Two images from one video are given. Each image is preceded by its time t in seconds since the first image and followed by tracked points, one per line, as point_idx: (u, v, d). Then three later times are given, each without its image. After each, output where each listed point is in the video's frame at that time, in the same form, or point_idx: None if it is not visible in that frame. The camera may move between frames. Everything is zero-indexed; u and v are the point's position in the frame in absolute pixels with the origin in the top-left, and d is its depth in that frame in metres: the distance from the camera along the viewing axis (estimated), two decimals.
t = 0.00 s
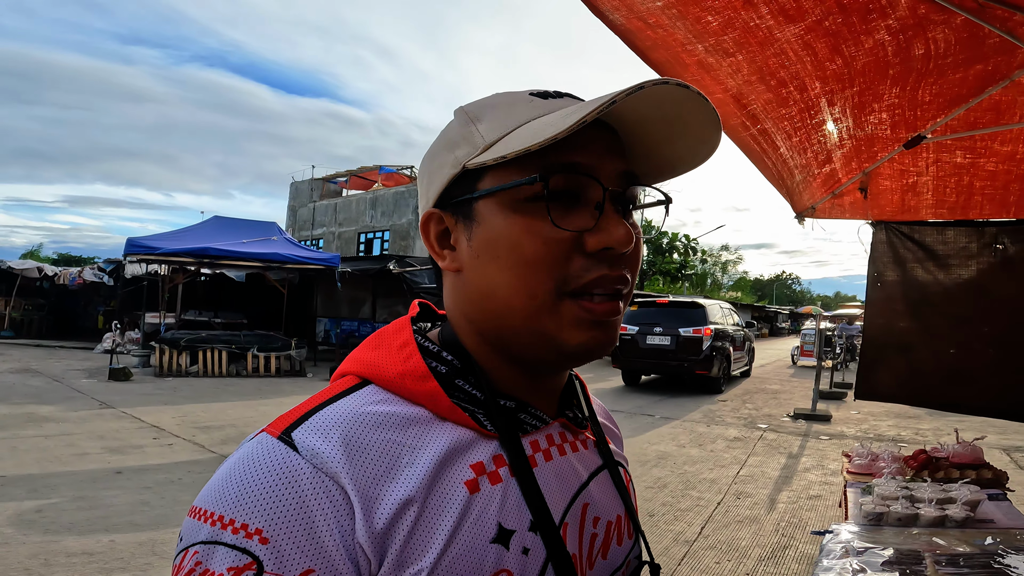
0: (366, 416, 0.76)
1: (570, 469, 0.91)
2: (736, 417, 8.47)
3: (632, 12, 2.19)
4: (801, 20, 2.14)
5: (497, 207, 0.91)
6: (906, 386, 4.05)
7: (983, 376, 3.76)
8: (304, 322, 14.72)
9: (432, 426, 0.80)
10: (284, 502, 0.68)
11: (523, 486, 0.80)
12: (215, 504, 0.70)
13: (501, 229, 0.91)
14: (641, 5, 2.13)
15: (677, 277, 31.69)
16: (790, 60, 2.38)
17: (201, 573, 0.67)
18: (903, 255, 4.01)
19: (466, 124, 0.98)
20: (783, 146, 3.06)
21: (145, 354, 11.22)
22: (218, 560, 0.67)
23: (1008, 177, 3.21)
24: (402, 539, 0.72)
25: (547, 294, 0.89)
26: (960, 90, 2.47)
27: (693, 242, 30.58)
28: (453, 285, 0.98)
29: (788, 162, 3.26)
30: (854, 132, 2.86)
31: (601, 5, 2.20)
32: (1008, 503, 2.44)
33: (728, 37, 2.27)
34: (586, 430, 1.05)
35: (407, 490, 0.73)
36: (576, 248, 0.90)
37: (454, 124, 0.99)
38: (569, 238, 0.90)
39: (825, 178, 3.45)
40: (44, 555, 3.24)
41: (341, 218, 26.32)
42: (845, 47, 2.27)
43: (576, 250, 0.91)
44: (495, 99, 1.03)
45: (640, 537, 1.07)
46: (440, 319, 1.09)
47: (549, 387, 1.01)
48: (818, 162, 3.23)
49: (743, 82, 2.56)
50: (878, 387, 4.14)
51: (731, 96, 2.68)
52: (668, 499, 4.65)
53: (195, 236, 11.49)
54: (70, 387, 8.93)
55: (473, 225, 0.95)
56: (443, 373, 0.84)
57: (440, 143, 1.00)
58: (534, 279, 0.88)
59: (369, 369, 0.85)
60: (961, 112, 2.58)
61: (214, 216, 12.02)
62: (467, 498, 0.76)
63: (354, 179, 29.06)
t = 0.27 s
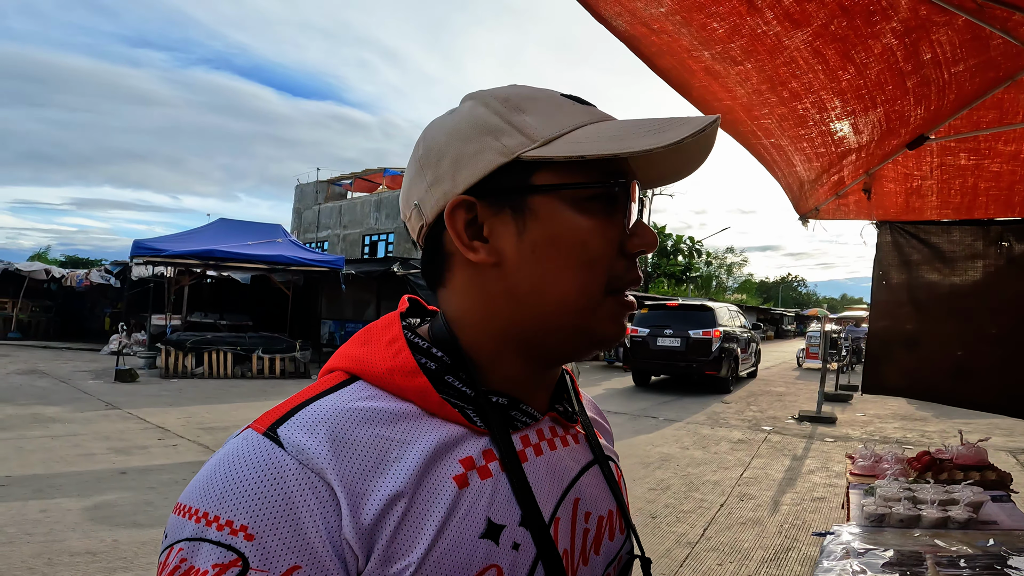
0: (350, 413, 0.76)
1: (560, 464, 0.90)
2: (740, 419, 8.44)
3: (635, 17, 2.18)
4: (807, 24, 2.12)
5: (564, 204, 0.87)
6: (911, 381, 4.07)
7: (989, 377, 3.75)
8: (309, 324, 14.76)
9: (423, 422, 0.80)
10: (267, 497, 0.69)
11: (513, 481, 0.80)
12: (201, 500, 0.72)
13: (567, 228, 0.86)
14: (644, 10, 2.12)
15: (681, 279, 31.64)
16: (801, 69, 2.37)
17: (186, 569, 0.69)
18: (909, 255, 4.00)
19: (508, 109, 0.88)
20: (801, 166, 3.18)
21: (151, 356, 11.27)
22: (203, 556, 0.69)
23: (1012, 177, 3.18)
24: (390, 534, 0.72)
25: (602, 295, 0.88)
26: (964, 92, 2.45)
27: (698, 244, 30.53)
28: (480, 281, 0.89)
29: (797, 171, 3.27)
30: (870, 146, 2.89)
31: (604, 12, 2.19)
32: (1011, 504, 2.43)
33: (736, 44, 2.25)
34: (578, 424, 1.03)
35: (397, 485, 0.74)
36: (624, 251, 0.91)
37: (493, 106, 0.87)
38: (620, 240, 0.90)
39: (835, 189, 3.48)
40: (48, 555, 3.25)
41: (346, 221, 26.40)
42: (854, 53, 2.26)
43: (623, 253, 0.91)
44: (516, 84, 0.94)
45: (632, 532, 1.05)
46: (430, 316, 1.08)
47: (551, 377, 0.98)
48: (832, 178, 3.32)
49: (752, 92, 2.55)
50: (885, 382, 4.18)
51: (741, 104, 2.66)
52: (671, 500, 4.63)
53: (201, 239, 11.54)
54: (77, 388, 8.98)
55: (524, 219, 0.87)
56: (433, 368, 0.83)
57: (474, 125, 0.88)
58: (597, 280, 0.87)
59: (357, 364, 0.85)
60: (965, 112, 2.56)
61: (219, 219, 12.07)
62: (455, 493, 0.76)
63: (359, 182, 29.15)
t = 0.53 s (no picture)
0: (328, 413, 0.77)
1: (541, 461, 0.91)
2: (749, 423, 8.39)
3: (632, 23, 2.18)
4: (806, 26, 2.11)
5: (556, 202, 0.87)
6: (920, 374, 4.05)
7: (1003, 380, 3.70)
8: (318, 327, 14.83)
9: (405, 420, 0.81)
10: (246, 497, 0.69)
11: (495, 478, 0.81)
12: (176, 501, 0.71)
13: (559, 224, 0.87)
14: (641, 15, 2.11)
15: (690, 283, 31.52)
16: (803, 72, 2.36)
17: (163, 570, 0.68)
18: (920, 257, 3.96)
19: (500, 106, 0.88)
20: (810, 172, 3.18)
21: (162, 358, 11.37)
22: (179, 558, 0.68)
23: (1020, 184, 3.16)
24: (371, 533, 0.72)
25: (592, 292, 0.89)
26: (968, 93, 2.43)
27: (707, 248, 30.43)
28: (469, 277, 0.89)
29: (804, 176, 3.25)
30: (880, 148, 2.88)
31: (601, 18, 2.19)
32: (1018, 508, 2.40)
33: (736, 48, 2.24)
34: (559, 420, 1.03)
35: (379, 483, 0.74)
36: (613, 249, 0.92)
37: (485, 103, 0.88)
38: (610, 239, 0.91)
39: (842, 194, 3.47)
40: (55, 554, 3.29)
41: (355, 224, 26.54)
42: (855, 55, 2.24)
43: (611, 251, 0.92)
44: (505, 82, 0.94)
45: (614, 528, 1.05)
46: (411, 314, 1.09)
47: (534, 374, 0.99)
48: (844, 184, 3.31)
49: (755, 97, 2.54)
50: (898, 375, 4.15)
51: (744, 110, 2.65)
52: (676, 504, 4.61)
53: (211, 242, 11.64)
54: (89, 390, 9.07)
55: (516, 215, 0.88)
56: (413, 368, 0.84)
57: (467, 121, 0.87)
58: (589, 279, 0.88)
59: (337, 363, 0.85)
60: (971, 113, 2.54)
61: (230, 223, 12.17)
62: (438, 490, 0.77)
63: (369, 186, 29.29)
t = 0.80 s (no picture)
0: (316, 415, 0.78)
1: (531, 464, 0.92)
2: (765, 430, 8.30)
3: (635, 24, 2.20)
4: (810, 26, 2.10)
5: (549, 204, 0.90)
6: (948, 374, 3.95)
7: None
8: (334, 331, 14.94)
9: (394, 422, 0.82)
10: (235, 501, 0.70)
11: (486, 478, 0.82)
12: (165, 506, 0.71)
13: (551, 227, 0.90)
14: (643, 17, 2.13)
15: (706, 288, 31.30)
16: (808, 72, 2.35)
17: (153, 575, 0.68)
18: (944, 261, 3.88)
19: (495, 109, 0.91)
20: (819, 172, 3.16)
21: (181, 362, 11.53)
22: (169, 562, 0.68)
23: None
24: (363, 535, 0.73)
25: (583, 293, 0.91)
26: (980, 92, 2.39)
27: (723, 253, 30.23)
28: (461, 277, 0.91)
29: (814, 176, 3.22)
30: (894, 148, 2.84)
31: (604, 19, 2.21)
32: None
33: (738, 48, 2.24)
34: (548, 422, 1.04)
35: (370, 485, 0.75)
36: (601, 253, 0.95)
37: (481, 105, 0.90)
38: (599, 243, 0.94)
39: (856, 196, 3.42)
40: (72, 554, 3.34)
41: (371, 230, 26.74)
42: (860, 54, 2.22)
43: (599, 255, 0.96)
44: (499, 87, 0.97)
45: (607, 528, 1.05)
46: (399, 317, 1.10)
47: (523, 375, 1.00)
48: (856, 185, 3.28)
49: (759, 96, 2.54)
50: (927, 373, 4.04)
51: (749, 109, 2.65)
52: (688, 510, 4.57)
53: (229, 248, 11.80)
54: (109, 393, 9.22)
55: (510, 216, 0.90)
56: (403, 370, 0.85)
57: (463, 122, 0.90)
58: (580, 281, 0.90)
59: (325, 366, 0.86)
60: (986, 114, 2.50)
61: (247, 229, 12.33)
62: (429, 492, 0.78)
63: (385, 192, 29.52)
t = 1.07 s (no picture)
0: (317, 415, 0.79)
1: (528, 461, 0.96)
2: (781, 435, 8.22)
3: (641, 26, 2.20)
4: (818, 27, 2.09)
5: (549, 208, 0.92)
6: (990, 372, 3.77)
7: None
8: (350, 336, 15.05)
9: (393, 420, 0.83)
10: (238, 501, 0.70)
11: (484, 475, 0.84)
12: (165, 507, 0.72)
13: (550, 230, 0.92)
14: (649, 18, 2.14)
15: (723, 294, 31.07)
16: (818, 74, 2.34)
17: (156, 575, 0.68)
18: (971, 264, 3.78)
19: (499, 113, 0.92)
20: (834, 174, 3.11)
21: (200, 366, 11.69)
22: (173, 562, 0.68)
23: None
24: (366, 532, 0.74)
25: (581, 296, 0.94)
26: (998, 92, 2.35)
27: (740, 257, 30.02)
28: (461, 277, 0.93)
29: (829, 178, 3.18)
30: (913, 149, 2.80)
31: (609, 21, 2.22)
32: None
33: (745, 49, 2.24)
34: (542, 420, 1.09)
35: (372, 484, 0.76)
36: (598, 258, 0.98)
37: (486, 108, 0.92)
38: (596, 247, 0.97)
39: (874, 198, 3.38)
40: (88, 554, 3.40)
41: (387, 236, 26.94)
42: (872, 56, 2.21)
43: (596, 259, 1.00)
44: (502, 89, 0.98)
45: (602, 524, 1.09)
46: (394, 317, 1.12)
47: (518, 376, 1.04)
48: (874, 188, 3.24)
49: (768, 95, 2.52)
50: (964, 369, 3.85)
51: (759, 109, 2.64)
52: (701, 515, 4.54)
53: (248, 254, 11.96)
54: (130, 396, 9.37)
55: (512, 219, 0.92)
56: (401, 370, 0.88)
57: (468, 124, 0.91)
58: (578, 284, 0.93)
59: (323, 367, 0.88)
60: (1005, 116, 2.46)
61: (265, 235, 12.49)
62: (430, 490, 0.80)
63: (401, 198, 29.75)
